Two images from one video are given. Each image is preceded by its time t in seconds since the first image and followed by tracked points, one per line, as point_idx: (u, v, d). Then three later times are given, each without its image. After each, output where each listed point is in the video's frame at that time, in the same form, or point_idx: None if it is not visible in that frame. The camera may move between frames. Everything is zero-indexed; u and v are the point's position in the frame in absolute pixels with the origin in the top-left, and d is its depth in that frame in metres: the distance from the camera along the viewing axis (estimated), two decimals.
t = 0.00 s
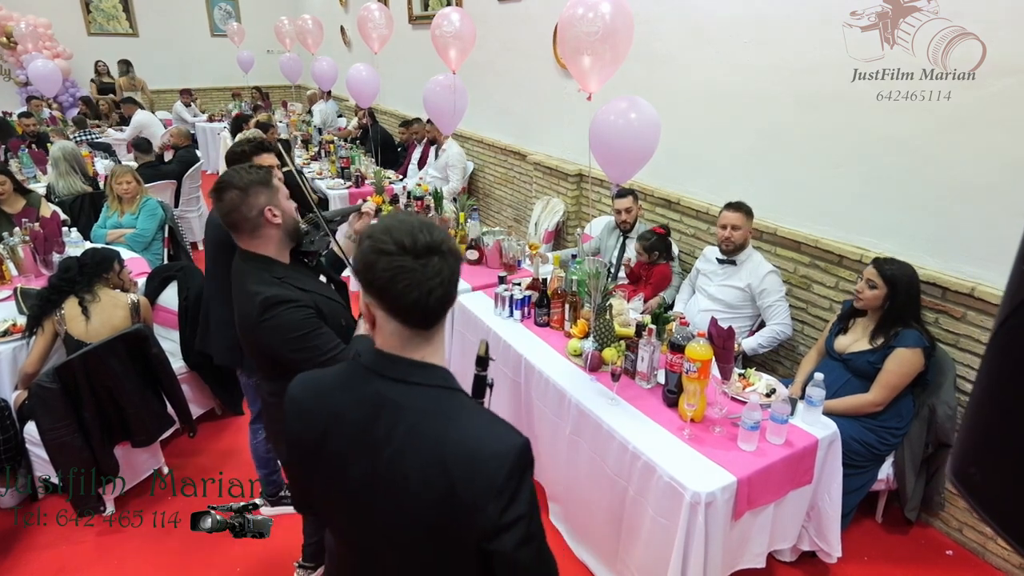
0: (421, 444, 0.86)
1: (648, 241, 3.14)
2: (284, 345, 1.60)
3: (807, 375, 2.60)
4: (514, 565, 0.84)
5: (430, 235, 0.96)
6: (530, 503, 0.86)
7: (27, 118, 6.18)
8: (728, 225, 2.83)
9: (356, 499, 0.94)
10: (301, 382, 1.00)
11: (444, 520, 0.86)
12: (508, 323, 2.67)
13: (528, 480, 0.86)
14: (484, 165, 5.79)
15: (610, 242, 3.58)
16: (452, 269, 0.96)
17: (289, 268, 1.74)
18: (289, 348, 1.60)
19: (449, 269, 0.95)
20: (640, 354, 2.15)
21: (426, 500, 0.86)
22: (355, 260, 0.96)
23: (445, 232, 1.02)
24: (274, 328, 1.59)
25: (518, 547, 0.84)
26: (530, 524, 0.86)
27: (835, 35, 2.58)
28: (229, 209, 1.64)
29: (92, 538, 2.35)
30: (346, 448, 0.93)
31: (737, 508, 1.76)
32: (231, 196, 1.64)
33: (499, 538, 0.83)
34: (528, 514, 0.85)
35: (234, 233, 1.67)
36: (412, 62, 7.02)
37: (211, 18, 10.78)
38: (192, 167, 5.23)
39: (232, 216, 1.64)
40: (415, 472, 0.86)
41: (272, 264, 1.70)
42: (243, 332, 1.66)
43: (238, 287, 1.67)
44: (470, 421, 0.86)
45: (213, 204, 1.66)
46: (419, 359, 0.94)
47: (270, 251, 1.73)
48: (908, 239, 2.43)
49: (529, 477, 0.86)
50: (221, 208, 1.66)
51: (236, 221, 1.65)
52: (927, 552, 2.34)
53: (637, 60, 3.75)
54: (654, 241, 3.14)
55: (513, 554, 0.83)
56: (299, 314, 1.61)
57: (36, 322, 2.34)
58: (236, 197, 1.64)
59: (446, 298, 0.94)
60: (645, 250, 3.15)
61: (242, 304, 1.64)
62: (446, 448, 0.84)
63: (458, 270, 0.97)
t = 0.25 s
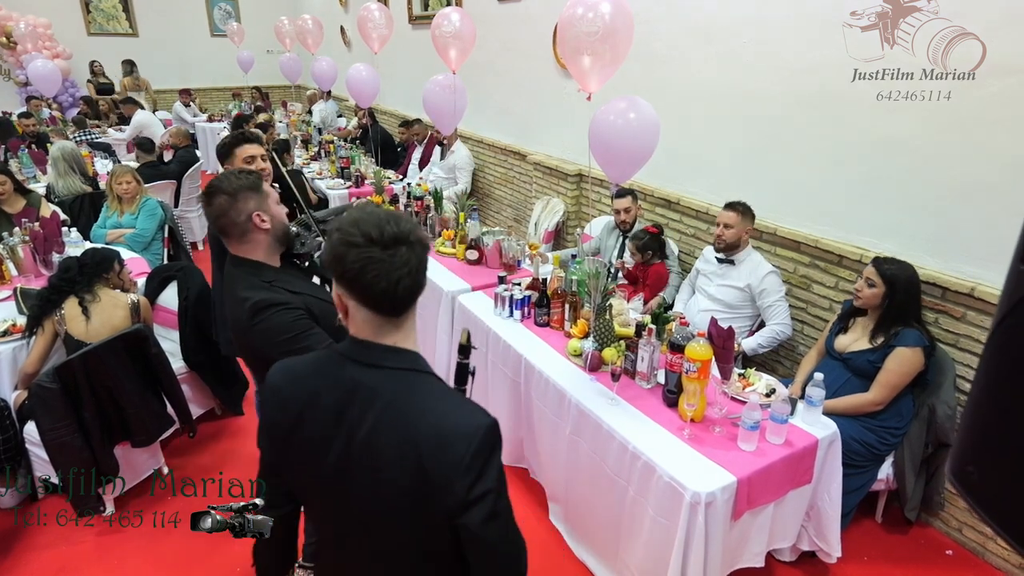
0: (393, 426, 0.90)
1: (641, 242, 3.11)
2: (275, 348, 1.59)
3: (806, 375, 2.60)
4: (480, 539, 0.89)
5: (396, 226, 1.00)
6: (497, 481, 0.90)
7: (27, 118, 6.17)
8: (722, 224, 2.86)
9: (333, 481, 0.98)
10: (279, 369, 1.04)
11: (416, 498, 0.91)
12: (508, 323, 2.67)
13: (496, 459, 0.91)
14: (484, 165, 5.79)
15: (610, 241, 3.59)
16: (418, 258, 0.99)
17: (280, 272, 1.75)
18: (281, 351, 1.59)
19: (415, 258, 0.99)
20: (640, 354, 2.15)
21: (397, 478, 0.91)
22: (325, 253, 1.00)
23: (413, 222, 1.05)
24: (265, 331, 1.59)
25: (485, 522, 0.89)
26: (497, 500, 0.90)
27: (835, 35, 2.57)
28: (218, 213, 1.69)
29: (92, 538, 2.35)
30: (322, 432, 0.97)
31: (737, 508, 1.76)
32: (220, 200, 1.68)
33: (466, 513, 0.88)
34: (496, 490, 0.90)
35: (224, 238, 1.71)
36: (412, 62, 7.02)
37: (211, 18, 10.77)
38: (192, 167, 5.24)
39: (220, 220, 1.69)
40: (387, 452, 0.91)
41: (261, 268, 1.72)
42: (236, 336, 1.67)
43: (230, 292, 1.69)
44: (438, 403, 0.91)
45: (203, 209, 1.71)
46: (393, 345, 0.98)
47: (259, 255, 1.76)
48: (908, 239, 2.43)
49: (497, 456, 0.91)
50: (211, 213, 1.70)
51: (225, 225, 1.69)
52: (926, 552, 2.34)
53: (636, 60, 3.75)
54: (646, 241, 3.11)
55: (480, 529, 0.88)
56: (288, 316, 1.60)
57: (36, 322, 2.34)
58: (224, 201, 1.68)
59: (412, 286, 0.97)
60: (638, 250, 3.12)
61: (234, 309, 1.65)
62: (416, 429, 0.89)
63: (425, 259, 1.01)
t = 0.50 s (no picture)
0: (372, 411, 0.95)
1: (638, 240, 3.07)
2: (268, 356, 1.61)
3: (806, 375, 2.60)
4: (458, 514, 0.93)
5: (367, 219, 1.04)
6: (474, 458, 0.95)
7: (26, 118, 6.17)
8: (720, 223, 2.87)
9: (315, 469, 1.01)
10: (255, 364, 1.06)
11: (396, 477, 0.95)
12: (507, 323, 2.67)
13: (471, 437, 0.96)
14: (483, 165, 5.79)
15: (609, 241, 3.59)
16: (389, 249, 1.03)
17: (273, 279, 1.77)
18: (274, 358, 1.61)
19: (386, 249, 1.03)
20: (640, 354, 2.14)
21: (377, 459, 0.95)
22: (300, 246, 1.04)
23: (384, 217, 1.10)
24: (258, 339, 1.61)
25: (463, 498, 0.93)
26: (474, 476, 0.95)
27: (835, 35, 2.57)
28: (207, 222, 1.73)
29: (92, 538, 2.35)
30: (300, 422, 1.00)
31: (736, 508, 1.76)
32: (208, 208, 1.73)
33: (445, 490, 0.93)
34: (473, 466, 0.95)
35: (215, 245, 1.74)
36: (412, 62, 7.02)
37: (211, 18, 10.77)
38: (191, 167, 5.26)
39: (210, 229, 1.72)
40: (366, 435, 0.95)
41: (252, 275, 1.74)
42: (232, 343, 1.70)
43: (223, 299, 1.72)
44: (413, 386, 0.96)
45: (194, 217, 1.75)
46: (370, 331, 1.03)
47: (251, 262, 1.78)
48: (908, 239, 2.44)
49: (472, 434, 0.96)
50: (201, 221, 1.74)
51: (214, 233, 1.72)
52: (926, 552, 2.34)
53: (636, 61, 3.75)
54: (643, 239, 3.07)
55: (458, 504, 0.92)
56: (280, 324, 1.62)
57: (36, 322, 2.34)
58: (212, 209, 1.72)
59: (385, 275, 1.01)
60: (634, 249, 3.08)
61: (228, 316, 1.68)
62: (394, 411, 0.93)
63: (397, 251, 1.05)
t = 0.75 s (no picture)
0: (355, 403, 0.95)
1: (636, 238, 3.04)
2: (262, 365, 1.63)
3: (806, 375, 2.60)
4: (442, 499, 0.95)
5: (340, 215, 1.04)
6: (457, 444, 0.97)
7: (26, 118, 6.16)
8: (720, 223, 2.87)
9: (299, 465, 1.01)
10: (233, 363, 1.05)
11: (380, 467, 0.97)
12: (506, 323, 2.67)
13: (453, 424, 0.98)
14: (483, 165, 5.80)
15: (609, 241, 3.59)
16: (363, 244, 1.03)
17: (266, 287, 1.79)
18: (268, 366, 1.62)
19: (360, 244, 1.03)
20: (639, 354, 2.14)
21: (361, 450, 0.96)
22: (274, 245, 1.04)
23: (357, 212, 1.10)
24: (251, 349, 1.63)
25: (446, 484, 0.95)
26: (457, 462, 0.97)
27: (835, 35, 2.58)
28: (198, 233, 1.73)
29: (91, 538, 2.35)
30: (283, 418, 1.00)
31: (736, 508, 1.76)
32: (198, 220, 1.73)
33: (429, 477, 0.94)
34: (456, 452, 0.97)
35: (207, 256, 1.74)
36: (412, 62, 7.02)
37: (210, 18, 10.76)
38: (191, 167, 5.30)
39: (201, 239, 1.73)
40: (349, 428, 0.96)
41: (245, 285, 1.75)
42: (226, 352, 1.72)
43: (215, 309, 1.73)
44: (394, 376, 0.97)
45: (185, 229, 1.76)
46: (346, 325, 1.03)
47: (243, 271, 1.78)
48: (907, 239, 2.44)
49: (454, 421, 0.98)
50: (192, 232, 1.75)
51: (205, 244, 1.72)
52: (925, 551, 2.35)
53: (635, 61, 3.75)
54: (641, 238, 3.04)
55: (441, 490, 0.94)
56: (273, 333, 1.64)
57: (35, 322, 2.33)
58: (202, 220, 1.72)
59: (360, 270, 1.01)
60: (631, 248, 3.06)
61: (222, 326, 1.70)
62: (377, 402, 0.95)
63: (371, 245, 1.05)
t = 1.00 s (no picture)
0: (351, 403, 0.95)
1: (634, 238, 3.05)
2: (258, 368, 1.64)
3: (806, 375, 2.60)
4: (439, 499, 0.95)
5: (336, 215, 1.04)
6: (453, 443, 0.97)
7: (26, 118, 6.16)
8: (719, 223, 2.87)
9: (296, 465, 1.01)
10: (229, 364, 1.05)
11: (377, 468, 0.97)
12: (506, 323, 2.67)
13: (449, 424, 0.98)
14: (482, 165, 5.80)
15: (608, 241, 3.60)
16: (360, 243, 1.04)
17: (263, 290, 1.79)
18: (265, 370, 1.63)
19: (357, 243, 1.03)
20: (639, 354, 2.14)
21: (358, 450, 0.96)
22: (270, 245, 1.03)
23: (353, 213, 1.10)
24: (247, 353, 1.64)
25: (443, 484, 0.95)
26: (454, 462, 0.97)
27: (835, 35, 2.58)
28: (196, 237, 1.74)
29: (91, 538, 2.35)
30: (279, 419, 1.00)
31: (735, 508, 1.76)
32: (195, 224, 1.73)
33: (425, 478, 0.94)
34: (453, 452, 0.97)
35: (205, 260, 1.74)
36: (411, 62, 7.02)
37: (210, 18, 10.75)
38: (190, 167, 5.30)
39: (198, 244, 1.73)
40: (346, 428, 0.96)
41: (242, 288, 1.75)
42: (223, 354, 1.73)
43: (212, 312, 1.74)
44: (390, 376, 0.97)
45: (182, 233, 1.76)
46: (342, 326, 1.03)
47: (242, 274, 1.78)
48: (907, 239, 2.44)
49: (451, 421, 0.98)
50: (189, 236, 1.75)
51: (203, 248, 1.73)
52: (925, 551, 2.35)
53: (635, 61, 3.75)
54: (639, 239, 3.05)
55: (438, 490, 0.94)
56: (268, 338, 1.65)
57: (35, 322, 2.33)
58: (199, 224, 1.73)
59: (357, 270, 1.02)
60: (630, 247, 3.06)
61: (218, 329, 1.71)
62: (373, 402, 0.95)
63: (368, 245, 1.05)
